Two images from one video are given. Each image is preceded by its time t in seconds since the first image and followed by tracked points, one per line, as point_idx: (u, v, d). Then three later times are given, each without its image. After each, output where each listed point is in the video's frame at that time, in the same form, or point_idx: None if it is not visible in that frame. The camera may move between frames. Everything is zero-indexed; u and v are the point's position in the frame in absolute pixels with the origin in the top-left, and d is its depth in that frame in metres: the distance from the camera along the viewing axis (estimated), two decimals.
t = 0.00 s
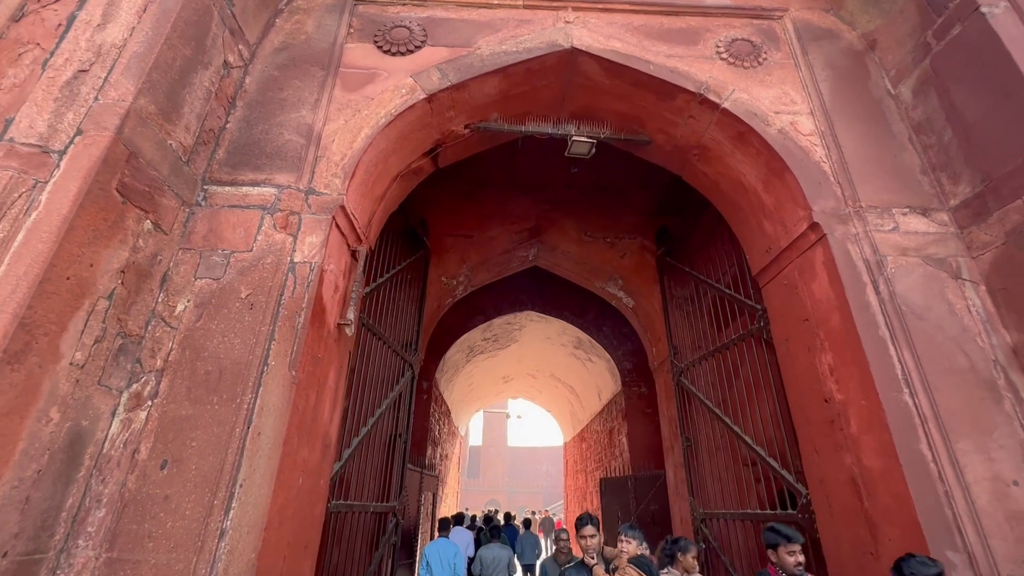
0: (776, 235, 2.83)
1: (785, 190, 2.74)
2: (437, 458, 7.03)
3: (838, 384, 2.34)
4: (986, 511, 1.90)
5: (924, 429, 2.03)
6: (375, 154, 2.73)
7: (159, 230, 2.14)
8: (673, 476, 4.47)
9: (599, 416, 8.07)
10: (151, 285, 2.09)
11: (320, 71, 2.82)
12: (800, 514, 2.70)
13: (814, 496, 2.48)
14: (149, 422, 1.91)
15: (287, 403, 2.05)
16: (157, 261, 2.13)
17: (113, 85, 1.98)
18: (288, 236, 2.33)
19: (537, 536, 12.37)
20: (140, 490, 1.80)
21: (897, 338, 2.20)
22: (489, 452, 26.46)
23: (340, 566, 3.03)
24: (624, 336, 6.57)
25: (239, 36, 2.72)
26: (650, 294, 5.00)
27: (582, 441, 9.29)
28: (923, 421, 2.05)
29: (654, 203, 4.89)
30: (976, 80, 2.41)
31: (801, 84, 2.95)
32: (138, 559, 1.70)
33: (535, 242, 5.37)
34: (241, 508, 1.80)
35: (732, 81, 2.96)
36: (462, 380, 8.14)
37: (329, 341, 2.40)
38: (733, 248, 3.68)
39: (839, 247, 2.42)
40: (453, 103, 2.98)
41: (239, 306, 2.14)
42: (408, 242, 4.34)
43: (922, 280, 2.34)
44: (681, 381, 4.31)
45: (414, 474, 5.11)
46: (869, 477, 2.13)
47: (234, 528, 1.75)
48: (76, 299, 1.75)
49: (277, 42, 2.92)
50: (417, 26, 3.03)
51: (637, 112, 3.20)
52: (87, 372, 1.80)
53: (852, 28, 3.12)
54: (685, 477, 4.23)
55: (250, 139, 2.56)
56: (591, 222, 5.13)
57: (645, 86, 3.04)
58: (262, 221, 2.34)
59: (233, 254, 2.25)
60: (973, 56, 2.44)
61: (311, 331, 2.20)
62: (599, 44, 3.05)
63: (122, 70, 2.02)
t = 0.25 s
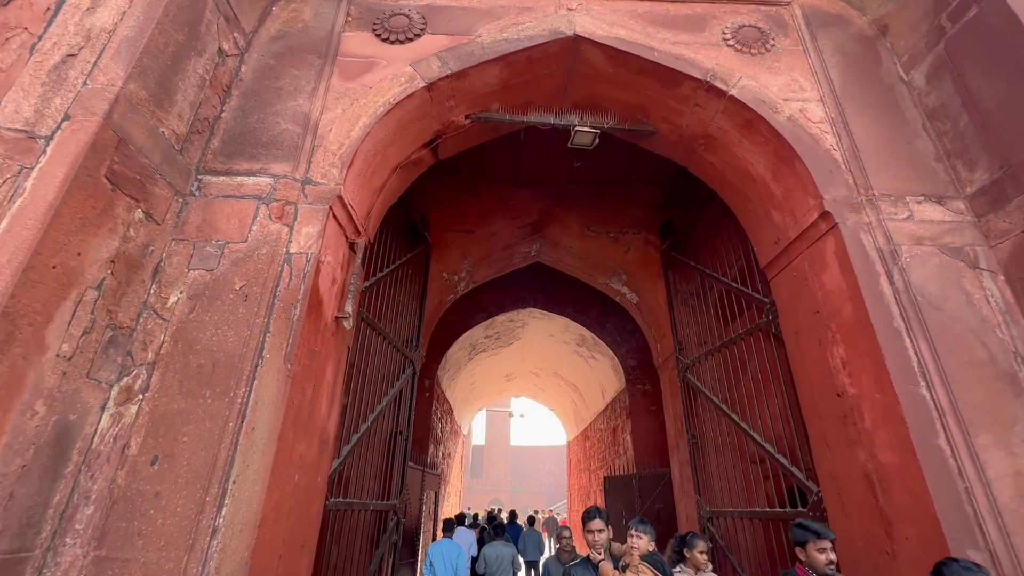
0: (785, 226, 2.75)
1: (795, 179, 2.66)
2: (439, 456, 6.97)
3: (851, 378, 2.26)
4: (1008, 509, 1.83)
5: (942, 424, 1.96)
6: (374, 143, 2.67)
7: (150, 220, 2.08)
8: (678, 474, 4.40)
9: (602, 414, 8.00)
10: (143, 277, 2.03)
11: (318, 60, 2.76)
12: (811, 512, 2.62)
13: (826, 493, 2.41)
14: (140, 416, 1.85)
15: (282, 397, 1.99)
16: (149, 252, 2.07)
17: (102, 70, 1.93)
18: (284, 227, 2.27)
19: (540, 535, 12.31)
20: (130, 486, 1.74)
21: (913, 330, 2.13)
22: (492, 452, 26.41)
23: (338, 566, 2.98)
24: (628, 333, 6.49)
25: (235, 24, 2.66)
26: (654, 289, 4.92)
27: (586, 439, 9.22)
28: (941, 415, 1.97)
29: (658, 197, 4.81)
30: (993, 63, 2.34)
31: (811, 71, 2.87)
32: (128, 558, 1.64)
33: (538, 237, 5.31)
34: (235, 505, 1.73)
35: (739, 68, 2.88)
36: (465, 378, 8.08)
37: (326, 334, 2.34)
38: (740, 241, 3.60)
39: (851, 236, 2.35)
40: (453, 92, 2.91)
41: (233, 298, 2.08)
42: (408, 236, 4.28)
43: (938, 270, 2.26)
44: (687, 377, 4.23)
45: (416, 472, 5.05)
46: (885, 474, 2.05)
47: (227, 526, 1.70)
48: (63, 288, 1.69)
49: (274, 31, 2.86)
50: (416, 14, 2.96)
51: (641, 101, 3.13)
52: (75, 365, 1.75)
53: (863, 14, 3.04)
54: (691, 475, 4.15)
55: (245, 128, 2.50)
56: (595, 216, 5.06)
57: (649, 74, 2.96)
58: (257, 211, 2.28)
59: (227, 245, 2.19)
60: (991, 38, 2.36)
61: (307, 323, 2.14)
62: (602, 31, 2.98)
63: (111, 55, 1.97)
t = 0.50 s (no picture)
0: (795, 216, 2.67)
1: (804, 167, 2.59)
2: (441, 455, 6.91)
3: (865, 372, 2.18)
4: None
5: (962, 418, 1.88)
6: (372, 133, 2.60)
7: (141, 209, 2.02)
8: (683, 473, 4.32)
9: (606, 413, 7.92)
10: (133, 268, 1.97)
11: (314, 48, 2.70)
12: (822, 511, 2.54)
13: (839, 491, 2.33)
14: (129, 411, 1.79)
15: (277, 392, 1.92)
16: (140, 242, 2.01)
17: (90, 53, 1.88)
18: (279, 217, 2.20)
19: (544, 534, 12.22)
20: (118, 483, 1.68)
21: (930, 322, 2.05)
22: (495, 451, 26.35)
23: (337, 565, 2.92)
24: (632, 330, 6.42)
25: (229, 11, 2.60)
26: (659, 285, 4.85)
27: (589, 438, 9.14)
28: (960, 410, 1.89)
29: (662, 191, 4.73)
30: (1012, 45, 2.25)
31: (821, 57, 2.79)
32: (115, 558, 1.58)
33: (540, 233, 5.24)
34: (226, 503, 1.67)
35: (747, 55, 2.81)
36: (467, 377, 8.03)
37: (323, 328, 2.28)
38: (747, 235, 3.52)
39: (865, 226, 2.27)
40: (453, 81, 2.85)
41: (225, 289, 2.02)
42: (408, 231, 4.22)
43: (955, 260, 2.18)
44: (692, 374, 4.15)
45: (417, 471, 4.99)
46: (902, 471, 1.97)
47: (218, 525, 1.63)
48: (47, 278, 1.64)
49: (270, 19, 2.80)
50: (416, 1, 2.90)
51: (646, 90, 3.05)
52: (61, 357, 1.69)
53: None
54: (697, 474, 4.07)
55: (240, 117, 2.44)
56: (598, 211, 4.99)
57: (654, 61, 2.89)
58: (251, 201, 2.22)
59: (220, 235, 2.13)
60: (1010, 20, 2.27)
61: (302, 316, 2.07)
62: (606, 18, 2.90)
63: (100, 38, 1.92)
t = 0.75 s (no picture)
0: (804, 210, 2.61)
1: (813, 160, 2.52)
2: (443, 454, 6.87)
3: (877, 369, 2.12)
4: None
5: (980, 416, 1.82)
6: (370, 125, 2.55)
7: (133, 202, 1.97)
8: (688, 473, 4.26)
9: (609, 412, 7.86)
10: (125, 263, 1.92)
11: (312, 39, 2.65)
12: (831, 512, 2.48)
13: (851, 492, 2.26)
14: (120, 410, 1.74)
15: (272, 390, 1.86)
16: (132, 237, 1.96)
17: (80, 43, 1.83)
18: (275, 210, 2.15)
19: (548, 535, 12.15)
20: (108, 483, 1.63)
21: (946, 317, 1.98)
22: (498, 451, 26.32)
23: (336, 567, 2.87)
24: (635, 329, 6.35)
25: (225, 2, 2.55)
26: (663, 282, 4.78)
27: (592, 438, 9.07)
28: (978, 407, 1.83)
29: (666, 187, 4.67)
30: None
31: (830, 47, 2.72)
32: (104, 561, 1.53)
33: (543, 230, 5.18)
34: (219, 503, 1.62)
35: (754, 45, 2.74)
36: (469, 376, 7.97)
37: (320, 325, 2.23)
38: (753, 230, 3.46)
39: (876, 218, 2.20)
40: (453, 73, 2.79)
41: (219, 284, 1.96)
42: (409, 228, 4.17)
43: (971, 253, 2.11)
44: (697, 372, 4.08)
45: (418, 471, 4.94)
46: (916, 471, 1.91)
47: (210, 526, 1.58)
48: (34, 271, 1.59)
49: (267, 10, 2.75)
50: None
51: (650, 83, 2.99)
52: (48, 354, 1.64)
53: None
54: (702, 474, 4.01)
55: (236, 109, 2.39)
56: (601, 208, 4.93)
57: (659, 52, 2.83)
58: (246, 195, 2.17)
59: (215, 230, 2.08)
60: None
61: (298, 312, 2.02)
62: (609, 9, 2.84)
63: (90, 27, 1.87)
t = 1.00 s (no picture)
0: (817, 202, 2.52)
1: (827, 150, 2.44)
2: (446, 454, 6.81)
3: (896, 366, 2.04)
4: None
5: (1006, 415, 1.74)
6: (370, 117, 2.48)
7: (124, 194, 1.92)
8: (696, 474, 4.18)
9: (614, 412, 7.78)
10: (116, 257, 1.87)
11: (310, 29, 2.59)
12: (846, 514, 2.40)
13: (867, 493, 2.19)
14: (110, 408, 1.68)
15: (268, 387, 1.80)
16: (124, 230, 1.90)
17: (68, 28, 1.79)
18: (272, 203, 2.09)
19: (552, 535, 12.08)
20: (96, 484, 1.57)
21: (969, 312, 1.90)
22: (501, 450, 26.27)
23: (336, 569, 2.81)
24: (640, 327, 6.27)
25: None
26: (669, 279, 4.70)
27: (597, 437, 8.99)
28: (1004, 406, 1.75)
29: (672, 182, 4.59)
30: None
31: (843, 34, 2.63)
32: (91, 564, 1.47)
33: (547, 226, 5.10)
34: (212, 505, 1.56)
35: (764, 33, 2.66)
36: (472, 375, 7.91)
37: (318, 320, 2.16)
38: (763, 224, 3.38)
39: (894, 209, 2.12)
40: (455, 63, 2.72)
41: (213, 278, 1.90)
42: (411, 224, 4.10)
43: (994, 245, 2.03)
44: (705, 370, 4.00)
45: (421, 470, 4.88)
46: (939, 472, 1.83)
47: (202, 529, 1.52)
48: (18, 263, 1.55)
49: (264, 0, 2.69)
50: None
51: (657, 73, 2.92)
52: (34, 349, 1.59)
53: None
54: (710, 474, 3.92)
55: (232, 100, 2.33)
56: (606, 204, 4.85)
57: (665, 41, 2.75)
58: (242, 187, 2.10)
59: (209, 222, 2.01)
60: None
61: (295, 307, 1.96)
62: None
63: (79, 13, 1.83)
